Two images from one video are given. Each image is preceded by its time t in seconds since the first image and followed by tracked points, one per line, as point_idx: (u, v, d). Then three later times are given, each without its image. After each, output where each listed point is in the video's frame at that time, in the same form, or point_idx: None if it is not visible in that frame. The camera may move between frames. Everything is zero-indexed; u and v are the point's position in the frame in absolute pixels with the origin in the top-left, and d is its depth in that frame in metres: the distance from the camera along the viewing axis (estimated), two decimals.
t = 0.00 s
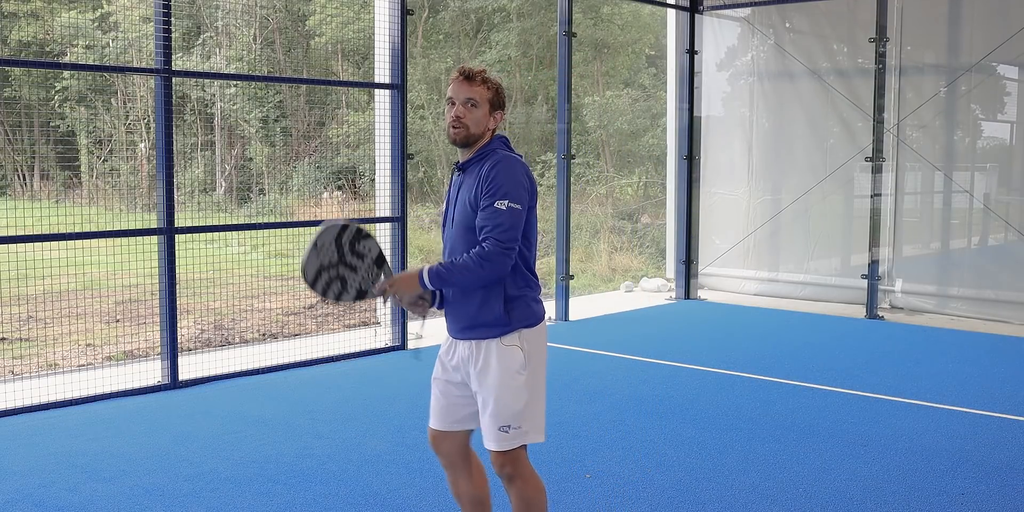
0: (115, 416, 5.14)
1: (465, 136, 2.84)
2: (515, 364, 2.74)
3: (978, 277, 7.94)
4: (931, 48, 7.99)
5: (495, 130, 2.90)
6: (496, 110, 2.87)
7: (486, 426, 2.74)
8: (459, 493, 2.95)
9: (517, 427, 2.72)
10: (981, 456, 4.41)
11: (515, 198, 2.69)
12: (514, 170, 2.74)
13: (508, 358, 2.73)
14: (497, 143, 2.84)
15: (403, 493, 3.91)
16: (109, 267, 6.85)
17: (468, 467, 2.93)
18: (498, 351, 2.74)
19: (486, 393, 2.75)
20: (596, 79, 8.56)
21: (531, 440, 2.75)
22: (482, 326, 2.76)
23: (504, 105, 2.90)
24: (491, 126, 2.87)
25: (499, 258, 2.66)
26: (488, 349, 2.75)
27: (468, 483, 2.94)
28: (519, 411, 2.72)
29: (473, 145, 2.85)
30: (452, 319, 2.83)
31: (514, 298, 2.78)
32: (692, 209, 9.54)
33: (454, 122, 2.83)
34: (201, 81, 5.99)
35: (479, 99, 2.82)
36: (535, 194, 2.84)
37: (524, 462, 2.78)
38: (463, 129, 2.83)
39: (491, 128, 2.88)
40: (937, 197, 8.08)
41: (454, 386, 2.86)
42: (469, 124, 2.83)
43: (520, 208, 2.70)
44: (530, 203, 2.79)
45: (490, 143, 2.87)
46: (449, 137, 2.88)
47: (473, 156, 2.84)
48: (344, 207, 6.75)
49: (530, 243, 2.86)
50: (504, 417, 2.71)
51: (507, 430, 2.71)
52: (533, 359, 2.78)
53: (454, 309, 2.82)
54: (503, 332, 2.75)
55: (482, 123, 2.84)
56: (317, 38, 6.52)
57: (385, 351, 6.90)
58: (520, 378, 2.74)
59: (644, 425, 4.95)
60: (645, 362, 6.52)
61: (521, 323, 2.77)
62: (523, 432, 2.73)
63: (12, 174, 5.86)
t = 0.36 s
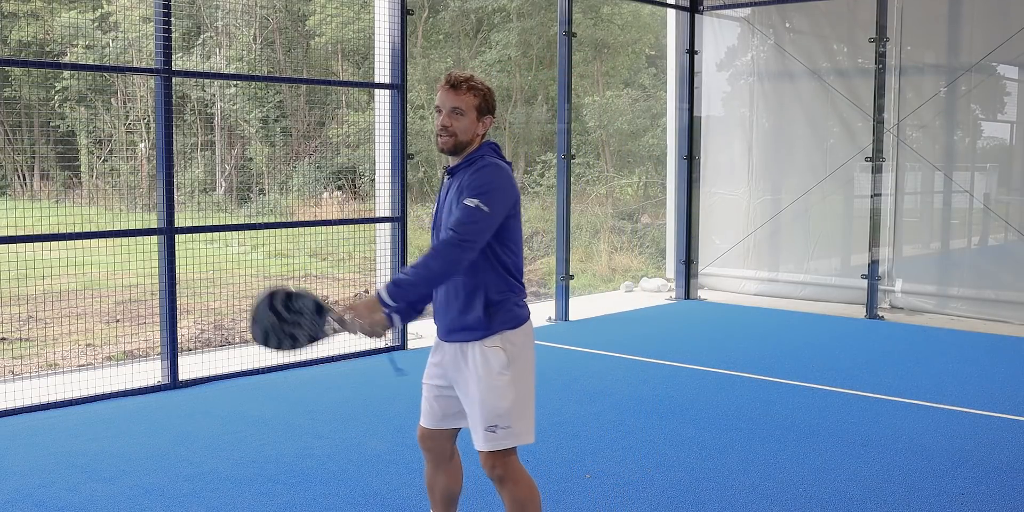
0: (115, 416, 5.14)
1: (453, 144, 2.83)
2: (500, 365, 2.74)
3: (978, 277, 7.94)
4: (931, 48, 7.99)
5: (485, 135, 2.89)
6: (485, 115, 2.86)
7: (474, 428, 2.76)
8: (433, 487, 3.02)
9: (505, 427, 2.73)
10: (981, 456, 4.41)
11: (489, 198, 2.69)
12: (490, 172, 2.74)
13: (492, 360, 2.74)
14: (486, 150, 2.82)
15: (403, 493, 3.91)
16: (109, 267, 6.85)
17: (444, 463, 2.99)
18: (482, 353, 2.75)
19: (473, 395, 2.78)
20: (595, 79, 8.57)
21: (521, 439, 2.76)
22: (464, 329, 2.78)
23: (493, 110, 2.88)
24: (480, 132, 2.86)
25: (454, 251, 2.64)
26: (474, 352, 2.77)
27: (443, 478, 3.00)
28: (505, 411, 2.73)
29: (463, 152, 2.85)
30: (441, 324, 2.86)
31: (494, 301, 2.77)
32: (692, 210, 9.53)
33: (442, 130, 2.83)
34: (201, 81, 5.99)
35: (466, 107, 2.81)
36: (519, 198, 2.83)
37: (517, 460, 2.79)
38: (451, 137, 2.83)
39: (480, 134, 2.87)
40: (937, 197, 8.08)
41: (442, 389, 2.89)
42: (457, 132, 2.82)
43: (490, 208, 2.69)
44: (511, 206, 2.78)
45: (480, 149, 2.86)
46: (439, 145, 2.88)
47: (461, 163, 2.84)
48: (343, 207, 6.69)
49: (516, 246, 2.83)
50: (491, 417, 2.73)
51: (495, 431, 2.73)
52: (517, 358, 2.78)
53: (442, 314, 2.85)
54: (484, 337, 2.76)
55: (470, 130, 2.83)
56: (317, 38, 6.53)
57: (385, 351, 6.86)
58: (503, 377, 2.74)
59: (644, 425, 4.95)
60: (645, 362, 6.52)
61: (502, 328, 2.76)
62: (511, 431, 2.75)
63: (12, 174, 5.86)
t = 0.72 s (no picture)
0: (115, 416, 5.14)
1: (421, 136, 2.88)
2: (446, 342, 2.78)
3: (978, 277, 7.94)
4: (931, 48, 7.98)
5: (454, 124, 2.92)
6: (453, 106, 2.87)
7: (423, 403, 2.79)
8: (423, 481, 3.06)
9: (449, 402, 2.74)
10: (981, 456, 4.41)
11: (428, 166, 2.76)
12: (436, 149, 2.83)
13: (439, 337, 2.78)
14: (451, 141, 2.90)
15: (402, 493, 3.91)
16: (109, 268, 6.79)
17: (430, 457, 3.03)
18: (431, 330, 2.80)
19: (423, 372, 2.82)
20: (596, 79, 8.70)
21: (465, 417, 2.76)
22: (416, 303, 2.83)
23: (461, 99, 2.89)
24: (448, 123, 2.90)
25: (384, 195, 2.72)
26: (423, 328, 2.82)
27: (430, 471, 3.04)
28: (450, 387, 2.74)
29: (430, 142, 2.91)
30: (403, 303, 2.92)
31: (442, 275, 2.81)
32: (692, 210, 9.53)
33: (409, 123, 2.87)
34: (201, 81, 5.99)
35: (433, 100, 2.83)
36: (471, 180, 2.89)
37: (466, 441, 2.78)
38: (419, 129, 2.87)
39: (449, 124, 2.91)
40: (937, 197, 8.08)
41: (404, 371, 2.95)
42: (424, 124, 2.86)
43: (428, 175, 2.76)
44: (460, 185, 2.84)
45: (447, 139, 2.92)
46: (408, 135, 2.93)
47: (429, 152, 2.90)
48: (343, 207, 6.64)
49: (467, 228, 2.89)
50: (436, 392, 2.75)
51: (440, 405, 2.75)
52: (465, 337, 2.81)
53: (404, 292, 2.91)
54: (432, 314, 2.80)
55: (437, 122, 2.87)
56: (317, 38, 6.57)
57: (385, 351, 6.84)
58: (449, 355, 2.77)
59: (644, 425, 4.95)
60: (645, 362, 6.52)
61: (448, 303, 2.80)
62: (458, 408, 2.75)
63: (12, 174, 5.84)
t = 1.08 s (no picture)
0: (114, 416, 5.14)
1: (406, 146, 2.89)
2: (412, 348, 2.78)
3: (979, 277, 7.94)
4: (931, 48, 7.99)
5: (443, 136, 2.91)
6: (440, 118, 2.87)
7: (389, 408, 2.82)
8: (399, 476, 3.04)
9: (410, 408, 2.75)
10: (981, 456, 4.41)
11: (401, 178, 2.73)
12: (414, 160, 2.79)
13: (405, 344, 2.79)
14: (435, 152, 2.87)
15: (402, 493, 3.91)
16: (109, 268, 6.80)
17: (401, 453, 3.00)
18: (399, 336, 2.82)
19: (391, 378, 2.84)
20: (596, 79, 9.13)
21: (426, 425, 2.75)
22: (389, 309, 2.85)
23: (451, 112, 2.88)
24: (435, 135, 2.89)
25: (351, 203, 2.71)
26: (395, 334, 2.84)
27: (403, 465, 3.02)
28: (411, 392, 2.75)
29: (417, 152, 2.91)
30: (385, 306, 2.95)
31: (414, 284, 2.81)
32: (692, 210, 9.53)
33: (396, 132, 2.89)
34: (201, 81, 5.99)
35: (418, 111, 2.84)
36: (451, 192, 2.83)
37: (428, 450, 2.76)
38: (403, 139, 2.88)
39: (436, 135, 2.90)
40: (937, 197, 8.08)
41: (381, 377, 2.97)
42: (409, 134, 2.87)
43: (400, 188, 2.72)
44: (439, 195, 2.79)
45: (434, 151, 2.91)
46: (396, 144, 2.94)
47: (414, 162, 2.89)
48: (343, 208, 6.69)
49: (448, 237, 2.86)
50: (399, 397, 2.77)
51: (402, 411, 2.76)
52: (432, 346, 2.80)
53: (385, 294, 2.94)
54: (401, 321, 2.81)
55: (422, 133, 2.87)
56: (317, 38, 6.46)
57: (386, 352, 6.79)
58: (415, 362, 2.77)
59: (644, 425, 4.95)
60: (644, 362, 6.52)
61: (415, 314, 2.80)
62: (418, 416, 2.75)
63: (12, 174, 5.84)
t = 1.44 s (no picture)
0: (114, 417, 5.14)
1: (394, 152, 2.87)
2: (407, 355, 2.78)
3: (978, 277, 7.94)
4: (931, 49, 7.98)
5: (430, 140, 2.89)
6: (427, 123, 2.85)
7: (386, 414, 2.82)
8: (393, 479, 3.01)
9: (408, 414, 2.75)
10: (981, 456, 4.41)
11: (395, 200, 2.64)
12: (412, 182, 2.70)
13: (400, 351, 2.79)
14: (421, 162, 2.82)
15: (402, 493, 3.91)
16: (109, 268, 6.68)
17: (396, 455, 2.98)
18: (393, 343, 2.81)
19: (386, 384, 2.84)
20: (596, 79, 8.84)
21: (425, 429, 2.76)
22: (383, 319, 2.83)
23: (438, 117, 2.86)
24: (423, 139, 2.87)
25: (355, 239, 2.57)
26: (388, 341, 2.84)
27: (398, 468, 2.99)
28: (409, 399, 2.75)
29: (404, 158, 2.88)
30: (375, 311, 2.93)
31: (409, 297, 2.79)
32: (692, 210, 9.53)
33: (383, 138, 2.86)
34: (201, 81, 6.00)
35: (405, 117, 2.81)
36: (439, 204, 2.78)
37: (430, 453, 2.77)
38: (391, 145, 2.85)
39: (423, 140, 2.88)
40: (937, 197, 8.08)
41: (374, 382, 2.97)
42: (396, 140, 2.85)
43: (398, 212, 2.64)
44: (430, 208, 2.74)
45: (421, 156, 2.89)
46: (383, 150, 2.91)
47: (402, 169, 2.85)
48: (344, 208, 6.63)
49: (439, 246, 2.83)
50: (397, 403, 2.77)
51: (399, 417, 2.76)
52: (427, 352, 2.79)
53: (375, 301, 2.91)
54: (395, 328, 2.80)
55: (410, 138, 2.85)
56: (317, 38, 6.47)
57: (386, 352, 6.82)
58: (410, 368, 2.77)
59: (644, 425, 4.95)
60: (644, 362, 6.52)
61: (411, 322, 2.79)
62: (416, 421, 2.76)
63: (12, 174, 5.84)
